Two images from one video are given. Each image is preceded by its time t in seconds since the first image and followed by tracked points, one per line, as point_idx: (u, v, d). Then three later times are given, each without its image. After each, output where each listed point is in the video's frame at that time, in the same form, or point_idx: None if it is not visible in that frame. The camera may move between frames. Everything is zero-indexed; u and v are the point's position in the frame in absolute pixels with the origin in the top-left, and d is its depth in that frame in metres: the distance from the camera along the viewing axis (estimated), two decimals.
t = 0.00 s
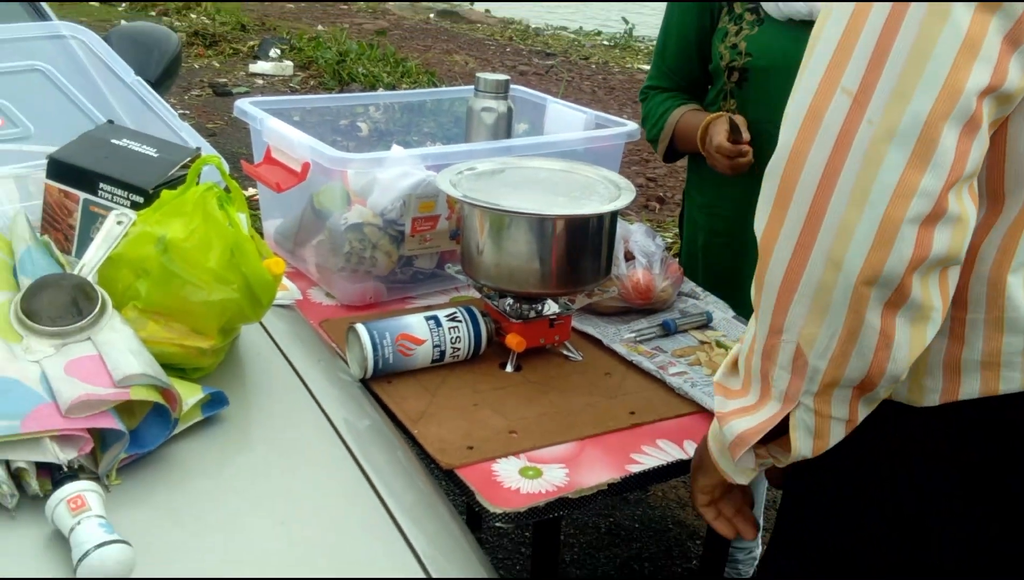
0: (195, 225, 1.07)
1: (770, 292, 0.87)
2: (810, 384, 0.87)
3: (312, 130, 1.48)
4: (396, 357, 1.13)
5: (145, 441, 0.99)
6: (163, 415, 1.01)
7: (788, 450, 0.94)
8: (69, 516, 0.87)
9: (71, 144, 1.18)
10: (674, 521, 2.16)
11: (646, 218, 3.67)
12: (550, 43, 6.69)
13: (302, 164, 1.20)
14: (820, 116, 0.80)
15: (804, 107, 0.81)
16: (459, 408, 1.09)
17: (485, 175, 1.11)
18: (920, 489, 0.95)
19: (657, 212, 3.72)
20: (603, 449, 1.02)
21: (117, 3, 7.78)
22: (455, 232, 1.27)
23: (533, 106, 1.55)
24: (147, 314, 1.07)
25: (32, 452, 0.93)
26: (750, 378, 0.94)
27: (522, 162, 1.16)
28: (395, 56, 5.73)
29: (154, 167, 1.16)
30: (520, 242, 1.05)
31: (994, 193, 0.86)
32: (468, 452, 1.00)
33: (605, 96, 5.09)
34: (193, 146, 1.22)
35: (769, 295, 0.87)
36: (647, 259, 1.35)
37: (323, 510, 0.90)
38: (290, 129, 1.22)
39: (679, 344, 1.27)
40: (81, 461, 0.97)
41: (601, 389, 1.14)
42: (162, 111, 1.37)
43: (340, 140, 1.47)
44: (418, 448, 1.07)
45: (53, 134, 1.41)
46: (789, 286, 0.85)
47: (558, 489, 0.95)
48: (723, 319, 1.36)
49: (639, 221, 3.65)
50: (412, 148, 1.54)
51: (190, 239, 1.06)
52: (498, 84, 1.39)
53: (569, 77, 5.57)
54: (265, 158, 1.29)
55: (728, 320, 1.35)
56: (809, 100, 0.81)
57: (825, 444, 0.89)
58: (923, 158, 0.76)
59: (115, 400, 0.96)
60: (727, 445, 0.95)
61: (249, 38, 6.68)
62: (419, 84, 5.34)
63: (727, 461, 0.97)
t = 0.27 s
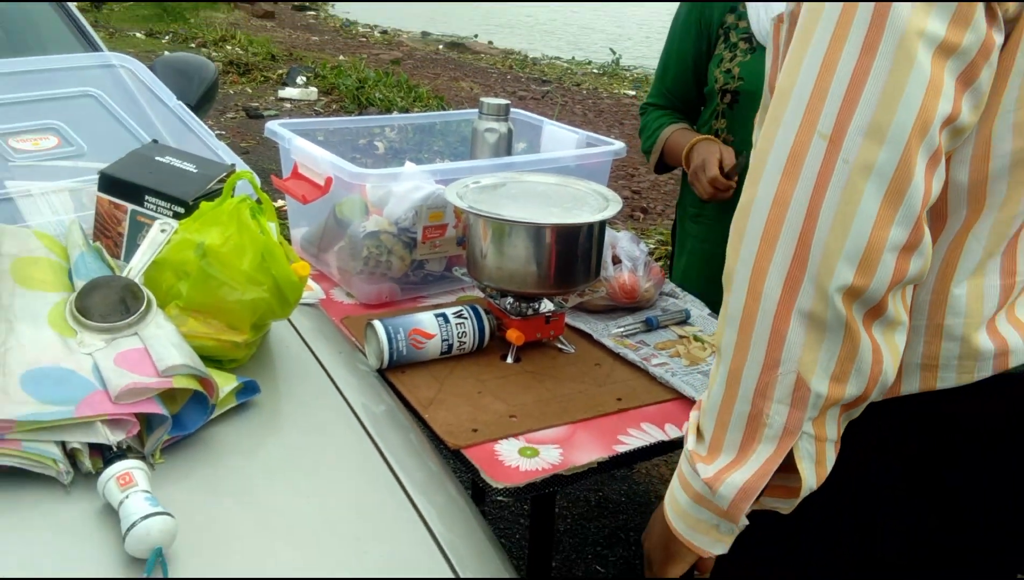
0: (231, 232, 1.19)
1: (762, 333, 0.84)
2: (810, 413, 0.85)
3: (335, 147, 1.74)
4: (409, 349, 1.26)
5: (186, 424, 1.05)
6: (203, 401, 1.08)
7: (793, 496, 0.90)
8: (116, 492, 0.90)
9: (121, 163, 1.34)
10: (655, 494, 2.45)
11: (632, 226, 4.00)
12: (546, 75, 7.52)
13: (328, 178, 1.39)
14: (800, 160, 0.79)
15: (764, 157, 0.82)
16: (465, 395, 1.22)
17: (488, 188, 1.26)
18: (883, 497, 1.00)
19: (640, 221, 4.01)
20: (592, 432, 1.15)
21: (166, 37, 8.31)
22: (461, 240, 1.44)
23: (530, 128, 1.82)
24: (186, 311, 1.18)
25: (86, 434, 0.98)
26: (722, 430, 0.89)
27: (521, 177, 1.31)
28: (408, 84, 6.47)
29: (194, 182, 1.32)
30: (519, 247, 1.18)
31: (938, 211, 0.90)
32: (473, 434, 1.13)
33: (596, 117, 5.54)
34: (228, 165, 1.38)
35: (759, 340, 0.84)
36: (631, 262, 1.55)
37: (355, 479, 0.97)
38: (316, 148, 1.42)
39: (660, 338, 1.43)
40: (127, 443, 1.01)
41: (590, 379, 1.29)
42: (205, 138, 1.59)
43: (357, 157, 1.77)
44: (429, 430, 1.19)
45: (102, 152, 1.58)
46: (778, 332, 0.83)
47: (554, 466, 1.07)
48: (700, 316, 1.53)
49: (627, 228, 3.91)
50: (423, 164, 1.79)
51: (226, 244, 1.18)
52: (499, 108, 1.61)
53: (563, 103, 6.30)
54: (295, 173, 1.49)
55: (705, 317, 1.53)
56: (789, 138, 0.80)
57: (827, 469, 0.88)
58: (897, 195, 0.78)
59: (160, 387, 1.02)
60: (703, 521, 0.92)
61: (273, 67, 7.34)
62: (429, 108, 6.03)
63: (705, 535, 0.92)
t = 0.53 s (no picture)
0: (244, 235, 1.24)
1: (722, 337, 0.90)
2: (761, 413, 0.92)
3: (343, 154, 1.84)
4: (414, 346, 1.32)
5: (202, 418, 1.10)
6: (217, 397, 1.12)
7: (748, 491, 0.99)
8: (136, 482, 0.93)
9: (141, 168, 1.43)
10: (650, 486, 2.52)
11: (627, 229, 4.10)
12: (545, 87, 7.72)
13: (337, 183, 1.46)
14: (746, 176, 0.86)
15: (714, 170, 0.89)
16: (467, 390, 1.28)
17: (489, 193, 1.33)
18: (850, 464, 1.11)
19: (635, 224, 4.11)
20: (589, 426, 1.21)
21: (180, 45, 8.45)
22: (464, 241, 1.51)
23: (528, 135, 1.93)
24: (202, 311, 1.23)
25: (105, 427, 1.03)
26: (681, 431, 0.97)
27: (521, 182, 1.38)
28: (412, 92, 6.62)
29: (208, 186, 1.39)
30: (519, 248, 1.23)
31: (880, 219, 0.97)
32: (475, 427, 1.18)
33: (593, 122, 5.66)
34: (241, 170, 1.46)
35: (712, 345, 0.91)
36: (626, 264, 1.63)
37: (369, 470, 1.02)
38: (324, 154, 1.49)
39: (654, 336, 1.50)
40: (146, 435, 1.05)
41: (587, 376, 1.35)
42: (224, 147, 1.69)
43: (364, 162, 1.84)
44: (433, 424, 1.25)
45: (121, 160, 1.67)
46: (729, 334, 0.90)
47: (552, 458, 1.13)
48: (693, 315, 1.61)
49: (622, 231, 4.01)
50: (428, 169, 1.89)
51: (239, 247, 1.24)
52: (500, 116, 1.69)
53: (563, 114, 6.57)
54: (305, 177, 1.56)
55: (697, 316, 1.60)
56: (735, 156, 0.87)
57: (778, 464, 0.96)
58: (836, 208, 0.84)
59: (177, 382, 1.07)
60: (669, 514, 1.01)
61: (288, 78, 7.52)
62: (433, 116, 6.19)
63: (671, 528, 1.01)
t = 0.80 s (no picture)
0: (251, 257, 1.26)
1: (695, 351, 0.98)
2: (735, 424, 1.00)
3: (348, 178, 1.90)
4: (415, 366, 1.35)
5: (206, 434, 1.12)
6: (222, 414, 1.14)
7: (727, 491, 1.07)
8: (141, 498, 0.95)
9: (152, 192, 1.48)
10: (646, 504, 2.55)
11: (624, 253, 4.18)
12: (543, 114, 7.89)
13: (342, 207, 1.53)
14: (721, 203, 0.94)
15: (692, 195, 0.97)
16: (467, 409, 1.31)
17: (490, 217, 1.38)
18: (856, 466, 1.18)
19: (631, 248, 4.19)
20: (585, 444, 1.24)
21: (187, 73, 8.58)
22: (464, 264, 1.57)
23: (528, 161, 1.99)
24: (210, 330, 1.25)
25: (112, 444, 1.04)
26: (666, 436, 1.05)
27: (520, 207, 1.44)
28: (415, 120, 6.78)
29: (217, 209, 1.44)
30: (518, 270, 1.27)
31: (859, 245, 1.02)
32: (475, 445, 1.20)
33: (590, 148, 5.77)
34: (249, 195, 1.51)
35: (689, 360, 0.99)
36: (622, 286, 1.67)
37: (372, 487, 1.04)
38: (331, 179, 1.56)
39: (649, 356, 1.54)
40: (151, 452, 1.07)
41: (584, 396, 1.38)
42: (229, 169, 1.74)
43: (368, 188, 1.90)
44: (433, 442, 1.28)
45: (131, 182, 1.72)
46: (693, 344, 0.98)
47: (550, 476, 1.15)
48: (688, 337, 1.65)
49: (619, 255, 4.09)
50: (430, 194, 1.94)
51: (247, 268, 1.26)
52: (500, 142, 1.74)
53: (562, 139, 6.70)
54: (311, 202, 1.64)
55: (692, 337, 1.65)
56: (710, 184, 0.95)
57: (752, 468, 1.04)
58: (805, 236, 0.91)
59: (182, 400, 1.08)
60: (659, 506, 1.07)
61: (293, 105, 7.66)
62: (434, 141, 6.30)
63: (662, 518, 1.08)
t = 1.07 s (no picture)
0: (253, 256, 1.26)
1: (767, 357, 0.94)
2: (810, 427, 0.96)
3: (350, 178, 1.90)
4: (418, 366, 1.36)
5: (209, 434, 1.13)
6: (225, 414, 1.15)
7: (796, 498, 1.03)
8: (144, 497, 0.95)
9: (154, 192, 1.48)
10: (647, 504, 2.55)
11: (627, 253, 4.19)
12: (546, 114, 7.90)
13: (344, 207, 1.54)
14: (792, 202, 0.90)
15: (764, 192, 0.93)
16: (469, 408, 1.31)
17: (492, 217, 1.38)
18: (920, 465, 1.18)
19: (634, 248, 4.20)
20: (588, 444, 1.24)
21: (193, 73, 8.59)
22: (467, 263, 1.58)
23: (531, 160, 1.99)
24: (212, 329, 1.25)
25: (115, 443, 1.04)
26: (729, 441, 1.00)
27: (523, 207, 1.44)
28: (418, 120, 6.78)
29: (220, 209, 1.44)
30: (521, 271, 1.27)
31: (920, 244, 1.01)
32: (477, 445, 1.21)
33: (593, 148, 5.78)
34: (252, 195, 1.51)
35: (761, 364, 0.95)
36: (625, 287, 1.67)
37: (375, 487, 1.04)
38: (334, 179, 1.56)
39: (652, 356, 1.55)
40: (155, 452, 1.07)
41: (587, 396, 1.38)
42: (232, 168, 1.74)
43: (371, 187, 1.90)
44: (436, 442, 1.28)
45: (135, 182, 1.72)
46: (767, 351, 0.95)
47: (553, 475, 1.15)
48: (690, 337, 1.66)
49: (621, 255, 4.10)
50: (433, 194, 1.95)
51: (250, 267, 1.26)
52: (503, 142, 1.75)
53: (565, 140, 6.70)
54: (313, 202, 1.65)
55: (694, 338, 1.65)
56: (779, 183, 0.91)
57: (823, 473, 1.00)
58: (886, 233, 0.88)
59: (186, 400, 1.09)
60: (718, 518, 1.04)
61: (297, 105, 7.67)
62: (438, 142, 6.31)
63: (719, 531, 1.05)
